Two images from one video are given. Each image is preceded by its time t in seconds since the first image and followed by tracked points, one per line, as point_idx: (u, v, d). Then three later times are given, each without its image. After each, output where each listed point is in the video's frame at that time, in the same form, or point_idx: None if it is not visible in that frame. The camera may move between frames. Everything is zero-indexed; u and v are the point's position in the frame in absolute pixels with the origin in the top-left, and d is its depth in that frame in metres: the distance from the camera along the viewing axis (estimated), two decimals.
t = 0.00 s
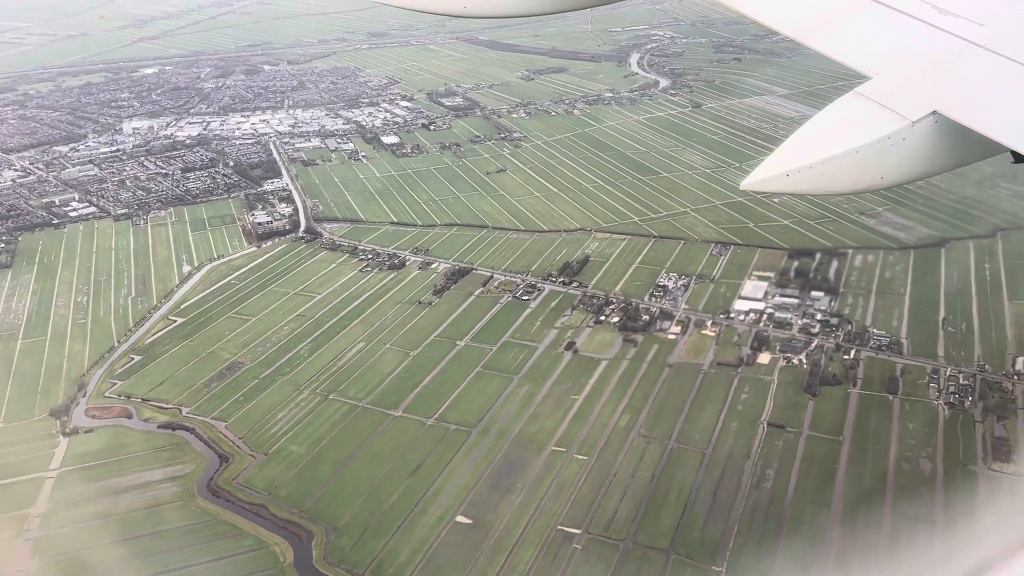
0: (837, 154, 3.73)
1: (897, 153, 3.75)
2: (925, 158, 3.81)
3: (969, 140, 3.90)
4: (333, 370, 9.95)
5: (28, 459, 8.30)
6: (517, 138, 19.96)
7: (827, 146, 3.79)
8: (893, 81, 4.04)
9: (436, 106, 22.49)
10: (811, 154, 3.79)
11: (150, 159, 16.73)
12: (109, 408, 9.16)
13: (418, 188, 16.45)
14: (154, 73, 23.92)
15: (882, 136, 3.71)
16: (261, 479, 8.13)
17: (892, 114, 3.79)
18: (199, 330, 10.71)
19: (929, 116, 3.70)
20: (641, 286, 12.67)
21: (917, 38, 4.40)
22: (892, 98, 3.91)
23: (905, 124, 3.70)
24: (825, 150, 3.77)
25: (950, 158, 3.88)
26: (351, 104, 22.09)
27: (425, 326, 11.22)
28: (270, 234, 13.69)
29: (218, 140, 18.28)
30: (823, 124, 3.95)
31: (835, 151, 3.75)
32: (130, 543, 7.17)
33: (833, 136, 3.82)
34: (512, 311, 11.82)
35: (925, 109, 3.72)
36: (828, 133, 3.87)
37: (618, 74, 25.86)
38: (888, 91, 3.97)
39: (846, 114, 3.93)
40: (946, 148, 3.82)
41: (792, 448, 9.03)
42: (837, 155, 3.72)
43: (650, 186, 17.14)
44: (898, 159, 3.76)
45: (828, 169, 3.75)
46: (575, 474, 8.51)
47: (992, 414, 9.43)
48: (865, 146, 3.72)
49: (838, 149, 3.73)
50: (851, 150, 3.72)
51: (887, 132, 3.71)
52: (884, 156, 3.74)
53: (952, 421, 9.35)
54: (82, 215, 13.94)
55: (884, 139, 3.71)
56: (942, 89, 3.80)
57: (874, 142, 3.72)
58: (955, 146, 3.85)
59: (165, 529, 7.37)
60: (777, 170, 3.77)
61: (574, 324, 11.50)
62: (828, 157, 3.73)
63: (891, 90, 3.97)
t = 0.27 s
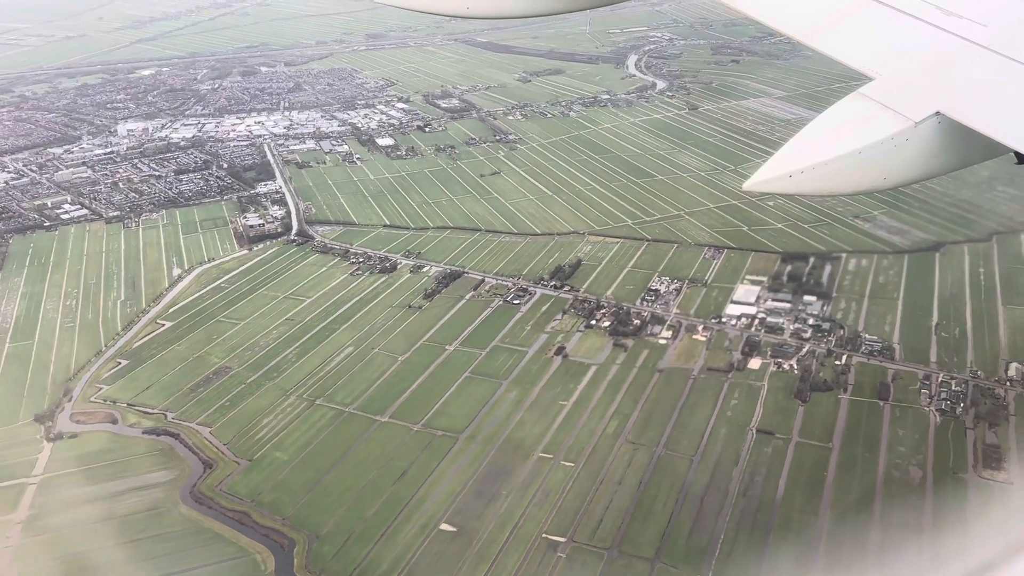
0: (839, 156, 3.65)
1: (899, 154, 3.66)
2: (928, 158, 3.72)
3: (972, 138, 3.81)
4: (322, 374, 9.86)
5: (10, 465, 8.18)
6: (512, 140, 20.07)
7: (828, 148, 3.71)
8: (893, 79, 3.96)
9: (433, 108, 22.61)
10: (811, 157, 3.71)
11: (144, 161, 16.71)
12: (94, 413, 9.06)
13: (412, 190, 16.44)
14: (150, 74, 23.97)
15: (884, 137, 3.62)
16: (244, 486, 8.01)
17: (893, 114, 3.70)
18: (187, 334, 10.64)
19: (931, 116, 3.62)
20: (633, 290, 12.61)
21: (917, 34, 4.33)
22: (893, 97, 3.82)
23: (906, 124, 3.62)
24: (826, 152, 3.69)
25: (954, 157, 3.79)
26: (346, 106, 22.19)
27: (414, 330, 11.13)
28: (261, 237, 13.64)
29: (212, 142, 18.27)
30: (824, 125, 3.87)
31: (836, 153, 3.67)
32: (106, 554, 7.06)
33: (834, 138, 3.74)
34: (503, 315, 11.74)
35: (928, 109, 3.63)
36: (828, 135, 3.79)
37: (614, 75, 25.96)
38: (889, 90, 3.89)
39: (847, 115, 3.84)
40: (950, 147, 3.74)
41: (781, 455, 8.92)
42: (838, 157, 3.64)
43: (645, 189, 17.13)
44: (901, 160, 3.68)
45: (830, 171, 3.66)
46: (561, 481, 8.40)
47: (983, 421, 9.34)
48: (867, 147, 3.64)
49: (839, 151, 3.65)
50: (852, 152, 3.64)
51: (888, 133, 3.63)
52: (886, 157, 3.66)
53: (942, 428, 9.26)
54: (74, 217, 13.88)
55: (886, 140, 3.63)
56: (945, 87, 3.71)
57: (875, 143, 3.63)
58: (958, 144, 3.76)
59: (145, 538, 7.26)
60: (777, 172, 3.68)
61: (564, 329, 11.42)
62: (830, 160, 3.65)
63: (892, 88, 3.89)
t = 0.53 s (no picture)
0: (842, 160, 3.61)
1: (905, 157, 3.59)
2: (936, 161, 3.63)
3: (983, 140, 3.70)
4: (311, 379, 9.80)
5: None
6: (509, 143, 20.06)
7: (831, 151, 3.68)
8: (900, 81, 3.88)
9: (432, 110, 22.63)
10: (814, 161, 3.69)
11: (140, 163, 16.72)
12: (82, 417, 9.01)
13: (407, 193, 16.44)
14: (149, 76, 24.04)
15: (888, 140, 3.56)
16: (229, 492, 7.95)
17: (899, 117, 3.63)
18: (178, 338, 10.61)
19: (938, 118, 3.53)
20: (627, 294, 12.55)
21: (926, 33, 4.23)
22: (898, 100, 3.75)
23: (912, 126, 3.55)
24: (830, 155, 3.67)
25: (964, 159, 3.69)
26: (344, 109, 22.23)
27: (405, 335, 11.07)
28: (255, 240, 13.62)
29: (209, 144, 18.29)
30: (829, 129, 3.83)
31: (840, 156, 3.63)
32: (90, 560, 7.01)
33: (838, 141, 3.71)
34: (496, 319, 11.69)
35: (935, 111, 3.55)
36: (832, 139, 3.76)
37: (614, 78, 25.93)
38: (895, 92, 3.81)
39: (853, 118, 3.80)
40: (959, 149, 3.64)
41: (771, 463, 8.84)
42: (842, 160, 3.61)
43: (641, 192, 17.07)
44: (907, 163, 3.61)
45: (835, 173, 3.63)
46: (550, 487, 8.32)
47: (976, 429, 9.26)
48: (871, 150, 3.59)
49: (842, 154, 3.62)
50: (856, 155, 3.60)
51: (893, 136, 3.57)
52: (892, 160, 3.59)
53: (935, 435, 9.17)
54: (69, 220, 13.87)
55: (890, 143, 3.57)
56: (952, 87, 3.61)
57: (880, 147, 3.58)
58: (968, 147, 3.66)
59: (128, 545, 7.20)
60: (781, 174, 3.69)
61: (557, 333, 11.36)
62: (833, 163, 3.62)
63: (899, 91, 3.81)
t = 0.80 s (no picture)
0: (849, 162, 3.53)
1: (915, 160, 3.50)
2: (946, 166, 3.54)
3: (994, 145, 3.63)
4: (300, 384, 9.77)
5: None
6: (508, 146, 20.02)
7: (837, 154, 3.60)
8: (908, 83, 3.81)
9: (431, 113, 22.62)
10: (820, 163, 3.60)
11: (137, 165, 16.76)
12: (69, 422, 8.98)
13: (404, 196, 16.41)
14: (150, 78, 24.11)
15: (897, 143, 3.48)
16: (213, 500, 7.92)
17: (908, 120, 3.56)
18: (168, 341, 10.59)
19: (949, 121, 3.45)
20: (621, 299, 12.48)
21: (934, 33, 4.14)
22: (908, 103, 3.67)
23: (921, 129, 3.47)
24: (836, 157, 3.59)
25: (974, 165, 3.61)
26: (344, 111, 22.25)
27: (396, 340, 11.02)
28: (249, 243, 13.61)
29: (207, 146, 18.32)
30: (836, 132, 3.76)
31: (847, 158, 3.55)
32: (66, 567, 6.97)
33: (845, 144, 3.64)
34: (488, 324, 11.63)
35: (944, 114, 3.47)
36: (839, 143, 3.68)
37: (615, 81, 25.86)
38: (903, 95, 3.74)
39: (860, 122, 3.74)
40: (968, 155, 3.56)
41: (762, 472, 8.73)
42: (848, 163, 3.52)
43: (639, 196, 17.01)
44: (916, 166, 3.52)
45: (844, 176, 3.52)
46: (537, 496, 8.24)
47: (971, 439, 9.14)
48: (880, 153, 3.51)
49: (849, 157, 3.54)
50: (863, 158, 3.52)
51: (903, 138, 3.49)
52: (901, 163, 3.51)
53: (929, 445, 9.06)
54: (64, 222, 13.88)
55: (899, 146, 3.48)
56: (963, 89, 3.53)
57: (889, 149, 3.50)
58: (979, 152, 3.58)
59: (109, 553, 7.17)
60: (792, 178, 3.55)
61: (549, 339, 11.29)
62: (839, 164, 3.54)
63: (907, 93, 3.74)
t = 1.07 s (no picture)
0: (855, 168, 3.77)
1: (919, 166, 3.71)
2: (948, 173, 3.75)
3: (996, 155, 3.82)
4: (288, 393, 9.73)
5: None
6: (505, 153, 20.01)
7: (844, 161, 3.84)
8: (915, 95, 4.01)
9: (429, 118, 22.63)
10: (827, 169, 3.84)
11: (133, 170, 16.77)
12: (53, 429, 8.89)
13: (400, 202, 16.40)
14: (150, 82, 24.17)
15: (902, 150, 3.70)
16: (196, 510, 7.84)
17: (913, 128, 3.78)
18: (157, 349, 10.56)
19: (951, 130, 3.66)
20: (614, 308, 12.43)
21: (950, 46, 4.29)
22: (913, 113, 3.88)
23: (925, 137, 3.68)
24: (842, 163, 3.83)
25: (977, 173, 3.81)
26: (342, 116, 22.28)
27: (387, 348, 10.96)
28: (243, 249, 13.60)
29: (204, 151, 18.33)
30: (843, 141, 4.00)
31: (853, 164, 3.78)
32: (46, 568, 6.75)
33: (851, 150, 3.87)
34: (480, 332, 11.59)
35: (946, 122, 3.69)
36: (848, 148, 3.91)
37: (615, 87, 25.86)
38: (911, 106, 3.94)
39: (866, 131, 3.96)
40: (970, 162, 3.76)
41: (751, 485, 8.64)
42: (855, 169, 3.75)
43: (636, 204, 16.98)
44: (920, 173, 3.73)
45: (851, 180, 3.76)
46: (523, 508, 8.16)
47: (964, 452, 9.06)
48: (884, 159, 3.73)
49: (853, 163, 3.76)
50: (868, 164, 3.75)
51: (907, 146, 3.70)
52: (906, 169, 3.72)
53: (921, 458, 8.99)
54: (59, 227, 13.86)
55: (904, 152, 3.70)
56: (964, 101, 3.75)
57: (894, 155, 3.71)
58: (981, 160, 3.78)
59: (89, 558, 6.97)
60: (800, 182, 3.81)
61: (540, 348, 11.25)
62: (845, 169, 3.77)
63: (913, 104, 3.95)
